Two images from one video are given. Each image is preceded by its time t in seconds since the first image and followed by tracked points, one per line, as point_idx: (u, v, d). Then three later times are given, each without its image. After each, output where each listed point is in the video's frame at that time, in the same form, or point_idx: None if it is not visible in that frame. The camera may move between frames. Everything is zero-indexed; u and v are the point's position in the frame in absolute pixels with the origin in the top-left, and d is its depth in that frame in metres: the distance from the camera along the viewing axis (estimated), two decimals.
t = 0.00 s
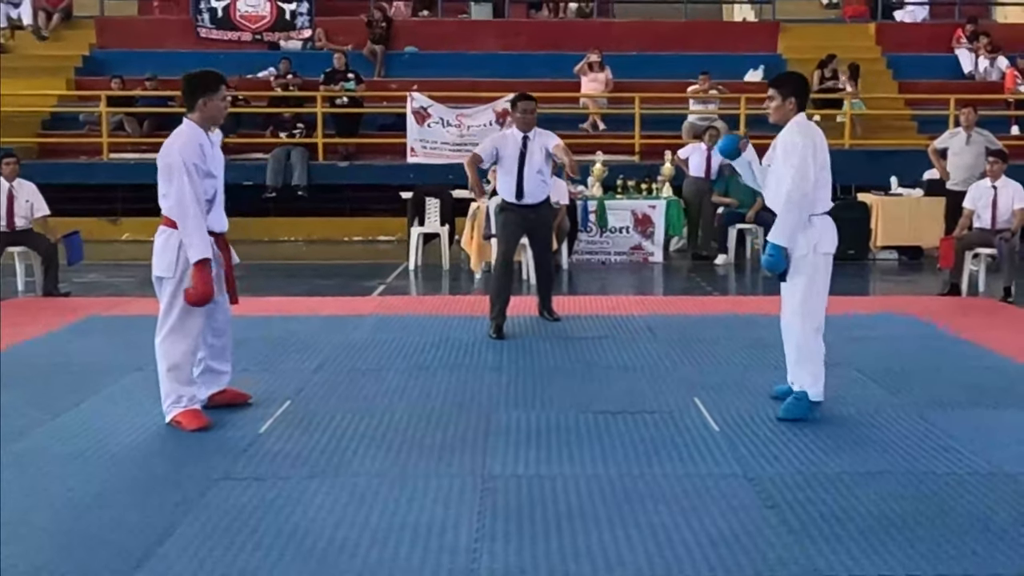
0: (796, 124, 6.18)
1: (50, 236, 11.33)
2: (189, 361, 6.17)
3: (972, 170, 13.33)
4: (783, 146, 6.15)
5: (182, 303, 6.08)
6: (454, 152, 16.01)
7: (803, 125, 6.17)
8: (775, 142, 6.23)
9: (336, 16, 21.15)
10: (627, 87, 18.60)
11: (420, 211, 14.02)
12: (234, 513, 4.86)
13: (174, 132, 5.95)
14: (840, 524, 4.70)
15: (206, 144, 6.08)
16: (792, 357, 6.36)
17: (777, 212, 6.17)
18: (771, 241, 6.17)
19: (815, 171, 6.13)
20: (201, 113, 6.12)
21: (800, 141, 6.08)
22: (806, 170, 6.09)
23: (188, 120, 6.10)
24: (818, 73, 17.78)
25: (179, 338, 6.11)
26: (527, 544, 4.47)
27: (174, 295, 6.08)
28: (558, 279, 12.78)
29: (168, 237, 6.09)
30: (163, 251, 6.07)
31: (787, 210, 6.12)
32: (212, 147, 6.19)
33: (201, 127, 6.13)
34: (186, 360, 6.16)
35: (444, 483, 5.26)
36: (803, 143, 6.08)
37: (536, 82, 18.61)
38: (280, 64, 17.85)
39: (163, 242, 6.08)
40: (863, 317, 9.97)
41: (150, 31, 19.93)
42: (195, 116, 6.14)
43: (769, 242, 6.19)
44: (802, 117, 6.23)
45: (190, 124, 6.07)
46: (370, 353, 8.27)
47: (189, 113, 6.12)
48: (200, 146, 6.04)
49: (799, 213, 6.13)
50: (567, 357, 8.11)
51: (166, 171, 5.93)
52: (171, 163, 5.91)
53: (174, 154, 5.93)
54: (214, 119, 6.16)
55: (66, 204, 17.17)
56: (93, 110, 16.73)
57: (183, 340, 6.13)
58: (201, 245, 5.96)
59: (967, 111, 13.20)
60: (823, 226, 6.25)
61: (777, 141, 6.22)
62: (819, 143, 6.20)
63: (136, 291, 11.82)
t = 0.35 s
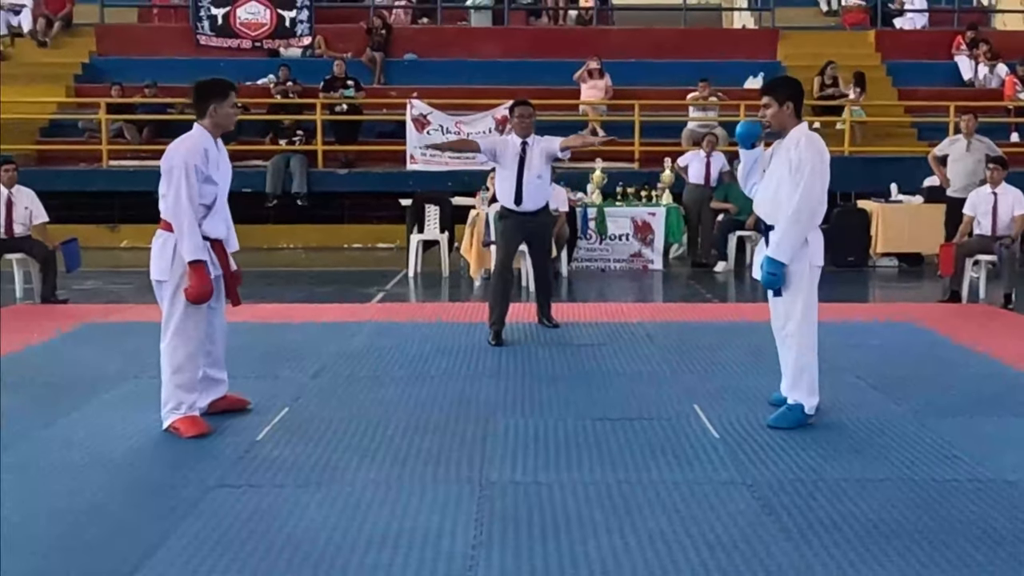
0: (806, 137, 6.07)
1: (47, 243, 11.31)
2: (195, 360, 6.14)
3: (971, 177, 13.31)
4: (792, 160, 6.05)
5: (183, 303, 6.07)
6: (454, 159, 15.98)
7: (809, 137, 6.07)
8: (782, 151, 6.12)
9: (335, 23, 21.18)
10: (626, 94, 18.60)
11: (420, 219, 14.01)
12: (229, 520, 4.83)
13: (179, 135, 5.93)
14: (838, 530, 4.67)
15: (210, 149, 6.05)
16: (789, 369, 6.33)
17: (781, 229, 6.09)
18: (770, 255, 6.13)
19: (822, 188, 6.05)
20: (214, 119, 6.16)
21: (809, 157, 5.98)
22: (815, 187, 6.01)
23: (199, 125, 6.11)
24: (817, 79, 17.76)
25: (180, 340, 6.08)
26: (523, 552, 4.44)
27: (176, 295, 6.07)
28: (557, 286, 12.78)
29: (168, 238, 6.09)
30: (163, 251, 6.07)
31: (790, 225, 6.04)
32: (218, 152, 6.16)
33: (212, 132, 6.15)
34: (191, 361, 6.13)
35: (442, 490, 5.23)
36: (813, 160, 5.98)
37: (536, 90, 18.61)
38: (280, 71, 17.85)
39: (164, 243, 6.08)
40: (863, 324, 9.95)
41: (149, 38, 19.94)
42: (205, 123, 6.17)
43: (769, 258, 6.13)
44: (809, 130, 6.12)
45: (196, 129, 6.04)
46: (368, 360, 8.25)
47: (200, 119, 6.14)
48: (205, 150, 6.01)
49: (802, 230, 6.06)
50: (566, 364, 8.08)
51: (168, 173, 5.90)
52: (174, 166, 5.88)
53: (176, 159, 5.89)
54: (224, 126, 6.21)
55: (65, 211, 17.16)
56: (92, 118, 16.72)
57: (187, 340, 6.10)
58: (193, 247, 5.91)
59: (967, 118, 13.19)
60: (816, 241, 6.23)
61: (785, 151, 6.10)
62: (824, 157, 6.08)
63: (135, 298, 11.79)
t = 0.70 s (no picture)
0: (792, 148, 6.11)
1: (48, 250, 11.31)
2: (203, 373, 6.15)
3: (971, 183, 13.32)
4: (781, 173, 6.09)
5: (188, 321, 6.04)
6: (455, 166, 15.99)
7: (796, 147, 6.10)
8: (771, 165, 6.17)
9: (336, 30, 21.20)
10: (626, 102, 18.63)
11: (420, 225, 14.02)
12: (233, 528, 4.83)
13: (216, 158, 5.93)
14: (842, 536, 4.67)
15: (242, 179, 6.05)
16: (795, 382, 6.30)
17: (781, 243, 6.10)
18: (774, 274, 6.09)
19: (814, 198, 6.09)
20: (254, 157, 6.08)
21: (798, 168, 6.03)
22: (807, 198, 6.06)
23: (237, 156, 6.04)
24: (817, 86, 17.79)
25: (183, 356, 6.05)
26: (527, 559, 4.43)
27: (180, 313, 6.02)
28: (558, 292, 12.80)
29: (171, 253, 6.02)
30: (162, 266, 5.99)
31: (787, 239, 6.07)
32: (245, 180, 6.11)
33: (249, 167, 6.09)
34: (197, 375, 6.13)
35: (445, 498, 5.22)
36: (801, 171, 6.03)
37: (536, 97, 18.65)
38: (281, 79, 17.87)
39: (164, 258, 6.00)
40: (864, 330, 9.97)
41: (149, 44, 19.94)
42: (243, 156, 6.08)
43: (774, 276, 6.10)
44: (796, 137, 6.17)
45: (232, 160, 5.99)
46: (370, 367, 8.25)
47: (240, 151, 6.06)
48: (236, 179, 6.00)
49: (801, 243, 6.08)
50: (569, 371, 8.08)
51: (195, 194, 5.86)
52: (206, 187, 5.86)
53: (211, 180, 5.88)
54: (262, 165, 6.13)
55: (65, 218, 17.17)
56: (93, 125, 16.73)
57: (188, 354, 6.07)
58: (209, 272, 5.90)
59: (967, 125, 13.21)
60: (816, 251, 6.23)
61: (773, 164, 6.16)
62: (816, 168, 6.12)
63: (136, 305, 11.80)
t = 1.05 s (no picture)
0: (762, 153, 6.14)
1: (44, 256, 11.31)
2: (191, 390, 6.12)
3: (967, 189, 13.34)
4: (753, 177, 6.12)
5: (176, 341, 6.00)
6: (451, 172, 15.99)
7: (768, 151, 6.14)
8: (741, 169, 6.18)
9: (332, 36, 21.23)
10: (622, 107, 18.66)
11: (417, 231, 14.02)
12: (231, 535, 4.83)
13: (238, 200, 5.96)
14: (839, 542, 4.68)
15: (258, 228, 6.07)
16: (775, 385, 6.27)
17: (762, 244, 6.12)
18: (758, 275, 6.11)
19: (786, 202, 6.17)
20: (268, 213, 6.02)
21: (772, 172, 6.07)
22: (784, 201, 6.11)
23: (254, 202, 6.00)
24: (813, 92, 17.83)
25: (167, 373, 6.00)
26: (525, 564, 4.44)
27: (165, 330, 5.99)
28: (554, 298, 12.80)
29: (154, 265, 5.99)
30: (142, 278, 5.95)
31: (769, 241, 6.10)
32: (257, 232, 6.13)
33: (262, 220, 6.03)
34: (184, 392, 6.09)
35: (442, 504, 5.23)
36: (774, 175, 6.07)
37: (532, 103, 18.67)
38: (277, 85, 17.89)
39: (145, 270, 5.96)
40: (861, 336, 9.99)
41: (145, 51, 19.94)
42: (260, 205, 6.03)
43: (758, 277, 6.11)
44: (764, 143, 6.21)
45: (253, 212, 5.99)
46: (366, 373, 8.24)
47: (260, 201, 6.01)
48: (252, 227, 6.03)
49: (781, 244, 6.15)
50: (564, 377, 8.08)
51: (213, 231, 5.88)
52: (225, 227, 5.88)
53: (233, 221, 5.91)
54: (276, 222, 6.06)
55: (61, 224, 17.15)
56: (89, 131, 16.72)
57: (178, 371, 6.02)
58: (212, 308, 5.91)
59: (961, 131, 13.22)
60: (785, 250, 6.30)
61: (743, 168, 6.17)
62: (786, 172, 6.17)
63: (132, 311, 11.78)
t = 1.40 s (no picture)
0: (735, 153, 6.09)
1: (36, 259, 11.28)
2: (179, 394, 6.09)
3: (959, 190, 13.35)
4: (723, 177, 6.08)
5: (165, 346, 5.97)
6: (444, 174, 15.98)
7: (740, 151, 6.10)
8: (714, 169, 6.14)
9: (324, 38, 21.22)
10: (615, 109, 18.68)
11: (409, 233, 14.01)
12: (222, 538, 4.81)
13: (234, 208, 5.96)
14: (833, 545, 4.68)
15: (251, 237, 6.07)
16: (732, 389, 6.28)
17: (728, 243, 6.05)
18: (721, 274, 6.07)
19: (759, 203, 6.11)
20: (265, 221, 6.04)
21: (741, 171, 6.02)
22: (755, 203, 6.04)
23: (250, 212, 6.02)
24: (805, 94, 17.86)
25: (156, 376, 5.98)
26: (517, 568, 4.43)
27: (154, 334, 5.96)
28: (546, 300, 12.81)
29: (143, 268, 5.96)
30: (132, 280, 5.90)
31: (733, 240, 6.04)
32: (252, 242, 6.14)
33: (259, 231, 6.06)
34: (172, 395, 6.06)
35: (435, 507, 5.21)
36: (745, 174, 6.02)
37: (525, 105, 18.68)
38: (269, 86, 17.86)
39: (134, 273, 5.91)
40: (852, 338, 10.00)
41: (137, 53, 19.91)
42: (256, 215, 6.05)
43: (723, 276, 6.06)
44: (739, 145, 6.16)
45: (249, 221, 6.00)
46: (358, 376, 8.23)
47: (255, 210, 6.03)
48: (246, 235, 6.03)
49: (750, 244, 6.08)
50: (556, 379, 8.08)
51: (209, 241, 5.86)
52: (220, 236, 5.86)
53: (228, 231, 5.89)
54: (274, 231, 6.08)
55: (53, 227, 17.10)
56: (81, 133, 16.68)
57: (167, 377, 5.99)
58: (204, 317, 5.88)
59: (952, 133, 13.18)
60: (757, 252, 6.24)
61: (717, 169, 6.12)
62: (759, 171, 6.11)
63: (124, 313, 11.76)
